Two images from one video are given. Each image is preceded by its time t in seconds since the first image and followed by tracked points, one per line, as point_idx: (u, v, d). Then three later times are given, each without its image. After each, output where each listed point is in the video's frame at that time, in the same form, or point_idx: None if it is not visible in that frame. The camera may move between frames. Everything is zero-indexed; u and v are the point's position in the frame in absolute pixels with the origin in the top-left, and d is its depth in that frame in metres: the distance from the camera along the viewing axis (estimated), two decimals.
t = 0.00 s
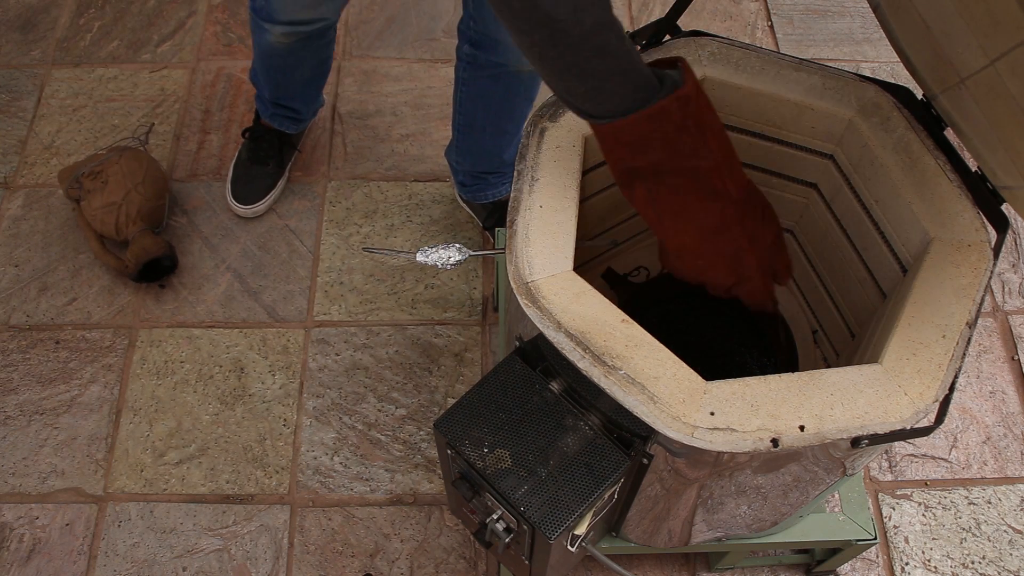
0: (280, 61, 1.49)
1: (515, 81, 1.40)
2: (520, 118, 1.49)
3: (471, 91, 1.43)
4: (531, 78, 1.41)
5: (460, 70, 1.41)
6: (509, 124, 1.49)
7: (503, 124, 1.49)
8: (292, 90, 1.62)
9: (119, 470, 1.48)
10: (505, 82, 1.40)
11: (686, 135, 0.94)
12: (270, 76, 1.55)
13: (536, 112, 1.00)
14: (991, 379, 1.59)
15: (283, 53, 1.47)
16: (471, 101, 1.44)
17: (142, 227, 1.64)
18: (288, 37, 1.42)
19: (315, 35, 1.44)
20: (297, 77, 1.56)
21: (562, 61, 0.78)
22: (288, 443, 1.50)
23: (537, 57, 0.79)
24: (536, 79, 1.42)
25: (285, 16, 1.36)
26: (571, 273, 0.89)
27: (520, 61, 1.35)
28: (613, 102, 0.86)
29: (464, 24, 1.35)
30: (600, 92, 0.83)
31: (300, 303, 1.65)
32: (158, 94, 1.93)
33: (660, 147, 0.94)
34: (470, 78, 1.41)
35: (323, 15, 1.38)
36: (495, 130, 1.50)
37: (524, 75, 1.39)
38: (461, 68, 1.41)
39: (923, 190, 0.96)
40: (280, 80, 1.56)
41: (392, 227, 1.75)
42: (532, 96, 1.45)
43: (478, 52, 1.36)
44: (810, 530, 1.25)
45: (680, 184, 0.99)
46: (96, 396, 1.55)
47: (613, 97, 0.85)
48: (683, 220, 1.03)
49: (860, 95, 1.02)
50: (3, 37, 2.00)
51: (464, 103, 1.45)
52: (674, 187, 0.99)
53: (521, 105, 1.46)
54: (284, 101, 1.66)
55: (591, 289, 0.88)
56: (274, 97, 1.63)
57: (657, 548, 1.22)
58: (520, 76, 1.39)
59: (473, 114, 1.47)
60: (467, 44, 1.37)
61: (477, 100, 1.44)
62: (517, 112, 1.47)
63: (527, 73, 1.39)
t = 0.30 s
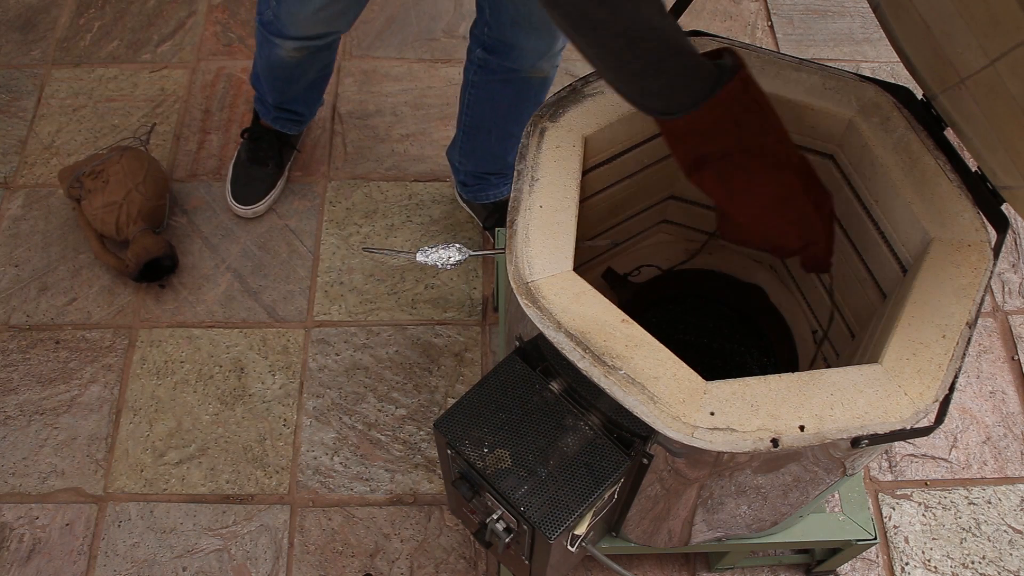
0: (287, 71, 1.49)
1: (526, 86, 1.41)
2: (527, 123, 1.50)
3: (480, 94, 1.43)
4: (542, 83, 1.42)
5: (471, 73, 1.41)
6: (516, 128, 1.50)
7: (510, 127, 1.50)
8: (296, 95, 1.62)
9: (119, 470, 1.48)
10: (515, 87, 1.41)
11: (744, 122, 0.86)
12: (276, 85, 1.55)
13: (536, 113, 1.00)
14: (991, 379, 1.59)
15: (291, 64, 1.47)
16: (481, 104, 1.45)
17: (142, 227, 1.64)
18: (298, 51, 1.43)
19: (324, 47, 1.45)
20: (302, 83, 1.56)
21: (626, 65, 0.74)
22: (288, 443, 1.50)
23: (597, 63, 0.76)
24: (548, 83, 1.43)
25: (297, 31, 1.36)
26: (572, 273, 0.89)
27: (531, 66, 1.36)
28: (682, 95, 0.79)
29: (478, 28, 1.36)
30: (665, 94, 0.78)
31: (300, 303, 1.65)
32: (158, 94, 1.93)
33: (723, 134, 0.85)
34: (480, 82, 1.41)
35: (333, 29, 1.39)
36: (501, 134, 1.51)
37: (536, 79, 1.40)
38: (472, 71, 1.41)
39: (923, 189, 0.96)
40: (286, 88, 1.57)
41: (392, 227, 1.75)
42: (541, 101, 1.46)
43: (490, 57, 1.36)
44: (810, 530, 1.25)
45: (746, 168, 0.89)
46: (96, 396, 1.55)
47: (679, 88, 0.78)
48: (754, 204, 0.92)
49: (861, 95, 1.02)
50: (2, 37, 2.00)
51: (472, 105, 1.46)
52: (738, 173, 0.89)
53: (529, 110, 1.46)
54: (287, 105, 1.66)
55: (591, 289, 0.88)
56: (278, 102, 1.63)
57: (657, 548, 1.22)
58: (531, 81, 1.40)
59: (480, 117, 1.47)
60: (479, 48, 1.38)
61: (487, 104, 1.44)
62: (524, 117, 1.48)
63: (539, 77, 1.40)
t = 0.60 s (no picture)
0: (291, 73, 1.49)
1: (529, 85, 1.41)
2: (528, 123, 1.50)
3: (482, 93, 1.43)
4: (544, 83, 1.42)
5: (474, 72, 1.41)
6: (517, 128, 1.50)
7: (512, 127, 1.50)
8: (298, 96, 1.62)
9: (119, 470, 1.48)
10: (518, 86, 1.41)
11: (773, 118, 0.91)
12: (280, 87, 1.55)
13: (535, 112, 1.00)
14: (991, 379, 1.59)
15: (295, 66, 1.47)
16: (484, 104, 1.45)
17: (141, 227, 1.64)
18: (303, 53, 1.43)
19: (329, 49, 1.45)
20: (304, 84, 1.56)
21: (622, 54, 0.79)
22: (288, 443, 1.50)
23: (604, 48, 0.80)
24: (550, 84, 1.43)
25: (302, 34, 1.37)
26: (571, 273, 0.89)
27: (534, 66, 1.37)
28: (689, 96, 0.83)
29: (482, 27, 1.36)
30: (664, 89, 0.82)
31: (300, 303, 1.65)
32: (158, 94, 1.93)
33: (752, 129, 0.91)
34: (483, 81, 1.41)
35: (338, 32, 1.39)
36: (503, 134, 1.51)
37: (539, 79, 1.41)
38: (476, 70, 1.41)
39: (923, 189, 0.96)
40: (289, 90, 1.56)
41: (392, 227, 1.75)
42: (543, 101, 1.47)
43: (493, 56, 1.36)
44: (810, 530, 1.25)
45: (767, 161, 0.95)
46: (96, 396, 1.55)
47: (679, 87, 0.82)
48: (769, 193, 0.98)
49: (861, 95, 1.02)
50: (2, 37, 2.00)
51: (474, 105, 1.46)
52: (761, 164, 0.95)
53: (531, 111, 1.47)
54: (289, 106, 1.66)
55: (591, 289, 0.88)
56: (280, 103, 1.63)
57: (657, 548, 1.22)
58: (534, 81, 1.41)
59: (482, 117, 1.47)
60: (483, 48, 1.38)
61: (490, 103, 1.44)
62: (526, 117, 1.48)
63: (541, 77, 1.40)
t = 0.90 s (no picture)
0: (290, 72, 1.49)
1: (530, 89, 1.41)
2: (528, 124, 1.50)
3: (484, 96, 1.43)
4: (545, 88, 1.43)
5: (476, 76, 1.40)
6: (517, 129, 1.50)
7: (512, 129, 1.50)
8: (298, 96, 1.62)
9: (119, 470, 1.48)
10: (519, 90, 1.41)
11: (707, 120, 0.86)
12: (278, 87, 1.55)
13: (536, 112, 1.00)
14: (991, 379, 1.59)
15: (293, 66, 1.47)
16: (484, 106, 1.44)
17: (142, 227, 1.64)
18: (301, 52, 1.43)
19: (327, 49, 1.45)
20: (303, 85, 1.56)
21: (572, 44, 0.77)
22: (288, 443, 1.50)
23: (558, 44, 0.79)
24: (550, 87, 1.44)
25: (300, 34, 1.37)
26: (571, 273, 0.89)
27: (536, 71, 1.37)
28: (610, 85, 0.81)
29: (483, 31, 1.35)
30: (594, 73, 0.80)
31: (300, 303, 1.65)
32: (158, 94, 1.93)
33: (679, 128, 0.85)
34: (485, 84, 1.41)
35: (337, 32, 1.39)
36: (503, 135, 1.51)
37: (540, 84, 1.41)
38: (476, 73, 1.40)
39: (922, 189, 0.96)
40: (288, 89, 1.56)
41: (392, 227, 1.75)
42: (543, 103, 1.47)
43: (495, 61, 1.36)
44: (810, 530, 1.25)
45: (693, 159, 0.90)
46: (96, 396, 1.55)
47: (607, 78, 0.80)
48: (698, 194, 0.93)
49: (861, 95, 1.02)
50: (2, 37, 2.00)
51: (474, 107, 1.45)
52: (691, 161, 0.90)
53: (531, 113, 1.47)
54: (288, 107, 1.65)
55: (591, 289, 0.88)
56: (279, 104, 1.63)
57: (657, 548, 1.22)
58: (535, 85, 1.41)
59: (483, 119, 1.47)
60: (485, 51, 1.37)
61: (490, 106, 1.44)
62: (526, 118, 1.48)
63: (542, 81, 1.40)
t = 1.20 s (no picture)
0: (291, 73, 1.49)
1: (533, 92, 1.41)
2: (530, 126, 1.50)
3: (485, 97, 1.43)
4: (548, 90, 1.43)
5: (478, 77, 1.41)
6: (519, 131, 1.50)
7: (514, 130, 1.50)
8: (299, 98, 1.62)
9: (119, 470, 1.48)
10: (522, 92, 1.41)
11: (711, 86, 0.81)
12: (279, 87, 1.55)
13: (536, 112, 1.00)
14: (991, 379, 1.59)
15: (294, 67, 1.47)
16: (486, 107, 1.45)
17: (142, 227, 1.64)
18: (303, 54, 1.43)
19: (328, 50, 1.45)
20: (304, 86, 1.56)
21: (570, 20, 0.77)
22: (288, 443, 1.50)
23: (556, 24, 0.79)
24: (554, 89, 1.44)
25: (301, 35, 1.37)
26: (571, 273, 0.89)
27: (539, 74, 1.37)
28: (609, 51, 0.79)
29: (487, 32, 1.35)
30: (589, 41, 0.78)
31: (300, 303, 1.65)
32: (158, 94, 1.93)
33: (680, 92, 0.81)
34: (487, 85, 1.41)
35: (338, 34, 1.39)
36: (505, 136, 1.51)
37: (543, 86, 1.41)
38: (479, 74, 1.41)
39: (923, 189, 0.96)
40: (289, 90, 1.56)
41: (392, 227, 1.75)
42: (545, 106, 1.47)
43: (498, 62, 1.36)
44: (810, 530, 1.25)
45: (700, 126, 0.85)
46: (96, 396, 1.55)
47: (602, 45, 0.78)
48: (707, 166, 0.88)
49: (861, 95, 1.02)
50: (2, 37, 2.00)
51: (477, 108, 1.46)
52: (698, 132, 0.85)
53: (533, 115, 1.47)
54: (289, 108, 1.65)
55: (591, 289, 0.88)
56: (279, 105, 1.63)
57: (657, 548, 1.22)
58: (537, 88, 1.41)
59: (485, 120, 1.47)
60: (487, 52, 1.37)
61: (492, 107, 1.44)
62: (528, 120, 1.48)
63: (545, 83, 1.40)
